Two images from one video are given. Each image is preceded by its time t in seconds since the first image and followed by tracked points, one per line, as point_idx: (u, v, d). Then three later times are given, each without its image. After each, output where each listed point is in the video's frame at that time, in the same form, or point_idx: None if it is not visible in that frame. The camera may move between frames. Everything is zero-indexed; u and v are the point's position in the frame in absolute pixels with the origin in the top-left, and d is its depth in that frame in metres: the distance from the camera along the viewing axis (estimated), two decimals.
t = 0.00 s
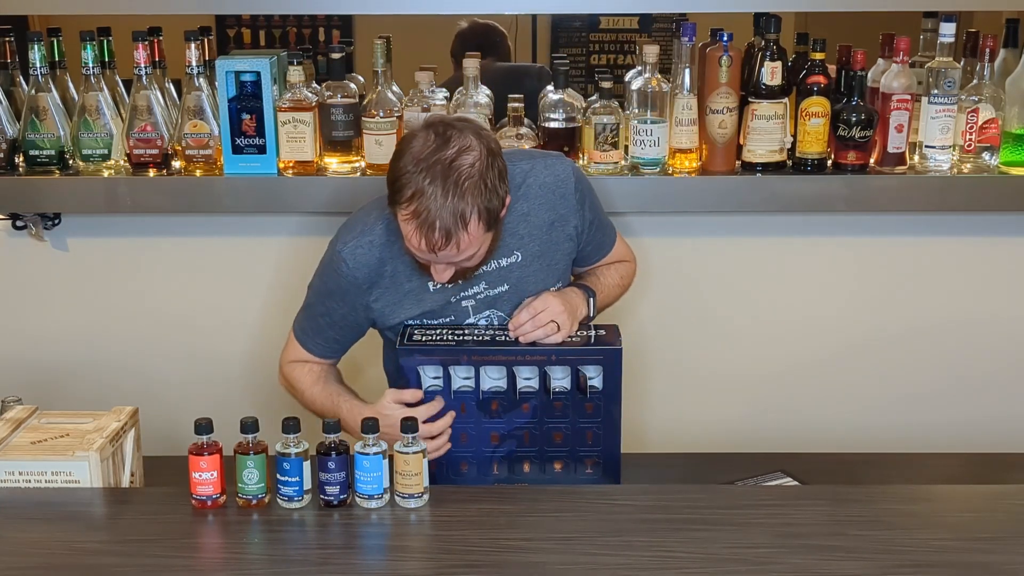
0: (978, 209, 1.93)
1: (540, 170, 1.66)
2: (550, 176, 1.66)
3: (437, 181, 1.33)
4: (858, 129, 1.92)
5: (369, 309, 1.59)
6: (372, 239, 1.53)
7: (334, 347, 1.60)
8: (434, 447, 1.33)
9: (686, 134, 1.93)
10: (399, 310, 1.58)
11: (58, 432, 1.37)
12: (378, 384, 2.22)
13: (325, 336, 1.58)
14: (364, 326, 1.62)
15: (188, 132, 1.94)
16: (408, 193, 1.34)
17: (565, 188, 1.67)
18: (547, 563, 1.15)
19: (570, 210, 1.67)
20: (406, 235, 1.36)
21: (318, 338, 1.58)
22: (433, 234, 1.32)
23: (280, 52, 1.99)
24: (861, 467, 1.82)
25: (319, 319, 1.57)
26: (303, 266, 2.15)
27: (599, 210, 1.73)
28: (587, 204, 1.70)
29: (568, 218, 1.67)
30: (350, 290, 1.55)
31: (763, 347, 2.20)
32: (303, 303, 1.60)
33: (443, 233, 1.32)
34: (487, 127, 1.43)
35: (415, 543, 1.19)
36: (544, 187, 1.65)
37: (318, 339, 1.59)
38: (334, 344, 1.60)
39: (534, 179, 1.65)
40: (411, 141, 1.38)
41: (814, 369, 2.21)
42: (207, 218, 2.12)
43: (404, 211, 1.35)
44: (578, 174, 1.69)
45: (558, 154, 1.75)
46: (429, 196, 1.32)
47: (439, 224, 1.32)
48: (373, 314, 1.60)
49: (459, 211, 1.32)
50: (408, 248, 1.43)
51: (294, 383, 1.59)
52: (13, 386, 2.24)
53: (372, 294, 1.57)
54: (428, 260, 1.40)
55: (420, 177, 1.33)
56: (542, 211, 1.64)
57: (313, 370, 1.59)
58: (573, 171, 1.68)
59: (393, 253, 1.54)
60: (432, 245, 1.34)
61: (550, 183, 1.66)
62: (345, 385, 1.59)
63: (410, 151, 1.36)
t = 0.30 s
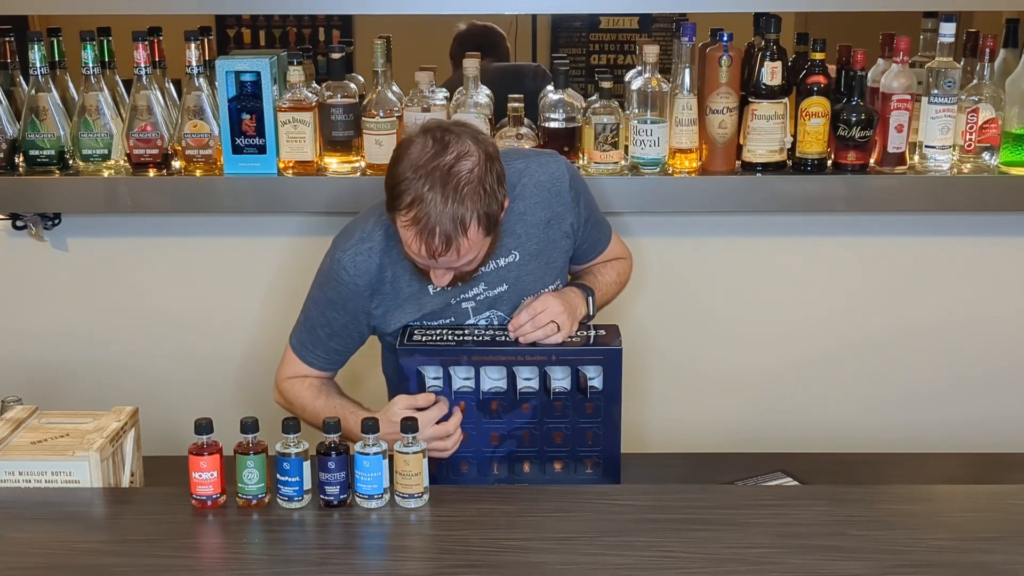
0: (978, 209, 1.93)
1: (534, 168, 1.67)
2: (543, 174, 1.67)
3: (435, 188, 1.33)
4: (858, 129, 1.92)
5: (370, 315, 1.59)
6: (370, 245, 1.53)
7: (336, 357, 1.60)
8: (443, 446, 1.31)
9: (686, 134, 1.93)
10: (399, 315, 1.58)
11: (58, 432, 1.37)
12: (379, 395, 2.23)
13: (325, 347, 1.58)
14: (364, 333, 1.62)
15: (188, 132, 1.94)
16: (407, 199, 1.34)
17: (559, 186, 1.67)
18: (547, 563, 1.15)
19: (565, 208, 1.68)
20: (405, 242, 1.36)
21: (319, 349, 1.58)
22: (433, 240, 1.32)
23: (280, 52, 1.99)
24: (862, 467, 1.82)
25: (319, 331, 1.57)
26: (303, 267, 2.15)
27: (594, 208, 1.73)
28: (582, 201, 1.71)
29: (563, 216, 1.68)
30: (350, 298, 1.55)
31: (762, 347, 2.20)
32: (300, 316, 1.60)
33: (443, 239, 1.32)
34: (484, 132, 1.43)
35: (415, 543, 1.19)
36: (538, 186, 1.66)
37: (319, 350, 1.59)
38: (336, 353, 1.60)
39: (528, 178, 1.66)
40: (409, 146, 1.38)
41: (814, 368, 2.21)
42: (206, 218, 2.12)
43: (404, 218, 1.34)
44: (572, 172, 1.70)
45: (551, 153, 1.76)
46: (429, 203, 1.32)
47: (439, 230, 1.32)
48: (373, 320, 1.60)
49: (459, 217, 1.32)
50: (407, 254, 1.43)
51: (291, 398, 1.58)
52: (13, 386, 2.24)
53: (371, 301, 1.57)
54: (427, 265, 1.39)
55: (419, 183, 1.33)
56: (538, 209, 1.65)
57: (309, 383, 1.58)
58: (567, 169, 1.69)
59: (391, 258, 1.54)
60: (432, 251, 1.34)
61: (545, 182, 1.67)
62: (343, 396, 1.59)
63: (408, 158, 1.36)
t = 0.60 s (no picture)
0: (978, 209, 1.93)
1: (531, 167, 1.67)
2: (541, 174, 1.67)
3: (433, 188, 1.33)
4: (858, 129, 1.92)
5: (369, 316, 1.59)
6: (368, 245, 1.53)
7: (336, 359, 1.60)
8: (448, 443, 1.31)
9: (686, 134, 1.93)
10: (398, 315, 1.58)
11: (58, 432, 1.37)
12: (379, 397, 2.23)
13: (325, 348, 1.58)
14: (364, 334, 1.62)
15: (188, 132, 1.94)
16: (405, 200, 1.34)
17: (557, 185, 1.68)
18: (547, 563, 1.15)
19: (563, 207, 1.68)
20: (403, 242, 1.36)
21: (319, 350, 1.58)
22: (431, 240, 1.32)
23: (280, 52, 1.99)
24: (862, 467, 1.82)
25: (318, 332, 1.57)
26: (303, 267, 2.15)
27: (592, 207, 1.74)
28: (580, 200, 1.71)
29: (561, 215, 1.68)
30: (349, 299, 1.55)
31: (762, 347, 2.20)
32: (299, 319, 1.60)
33: (440, 239, 1.32)
34: (480, 131, 1.43)
35: (415, 543, 1.19)
36: (536, 185, 1.66)
37: (319, 352, 1.58)
38: (336, 355, 1.60)
39: (526, 177, 1.66)
40: (406, 147, 1.38)
41: (814, 368, 2.21)
42: (206, 217, 2.11)
43: (402, 219, 1.34)
44: (570, 171, 1.70)
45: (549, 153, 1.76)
46: (426, 203, 1.32)
47: (437, 230, 1.32)
48: (372, 321, 1.60)
49: (456, 217, 1.32)
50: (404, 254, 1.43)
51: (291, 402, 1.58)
52: (13, 386, 2.24)
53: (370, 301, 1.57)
54: (425, 266, 1.39)
55: (416, 184, 1.33)
56: (536, 209, 1.65)
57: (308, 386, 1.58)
58: (565, 168, 1.70)
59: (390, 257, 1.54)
60: (430, 252, 1.33)
61: (543, 181, 1.67)
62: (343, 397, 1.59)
63: (405, 159, 1.36)
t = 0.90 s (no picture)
0: (978, 209, 1.93)
1: (530, 167, 1.67)
2: (540, 173, 1.67)
3: (433, 187, 1.33)
4: (858, 129, 1.92)
5: (368, 314, 1.59)
6: (367, 244, 1.53)
7: (334, 357, 1.60)
8: (442, 447, 1.32)
9: (686, 134, 1.93)
10: (398, 315, 1.58)
11: (58, 432, 1.37)
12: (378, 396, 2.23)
13: (324, 347, 1.58)
14: (363, 332, 1.62)
15: (188, 132, 1.94)
16: (405, 199, 1.34)
17: (557, 185, 1.68)
18: (547, 563, 1.15)
19: (562, 206, 1.68)
20: (403, 241, 1.36)
21: (317, 348, 1.58)
22: (431, 239, 1.32)
23: (280, 52, 1.99)
24: (862, 467, 1.82)
25: (317, 331, 1.57)
26: (303, 267, 2.16)
27: (591, 207, 1.74)
28: (579, 199, 1.71)
29: (561, 214, 1.68)
30: (348, 298, 1.55)
31: (762, 347, 2.20)
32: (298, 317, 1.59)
33: (440, 238, 1.32)
34: (480, 131, 1.43)
35: (415, 543, 1.19)
36: (535, 184, 1.66)
37: (318, 351, 1.58)
38: (335, 353, 1.60)
39: (525, 176, 1.66)
40: (407, 146, 1.38)
41: (813, 368, 2.21)
42: (206, 217, 2.11)
43: (402, 217, 1.34)
44: (569, 170, 1.70)
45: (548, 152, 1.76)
46: (427, 202, 1.32)
47: (437, 230, 1.32)
48: (371, 320, 1.60)
49: (456, 216, 1.32)
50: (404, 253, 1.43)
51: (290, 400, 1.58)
52: (13, 386, 2.24)
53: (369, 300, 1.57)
54: (425, 265, 1.39)
55: (416, 183, 1.33)
56: (535, 208, 1.65)
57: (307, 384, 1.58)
58: (564, 168, 1.69)
59: (389, 257, 1.54)
60: (430, 251, 1.34)
61: (542, 180, 1.67)
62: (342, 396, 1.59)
63: (406, 157, 1.36)
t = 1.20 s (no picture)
0: (978, 208, 1.93)
1: (533, 168, 1.67)
2: (542, 174, 1.67)
3: (439, 187, 1.32)
4: (858, 129, 1.92)
5: (368, 311, 1.59)
6: (367, 241, 1.53)
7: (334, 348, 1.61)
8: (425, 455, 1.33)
9: (686, 134, 1.93)
10: (398, 314, 1.58)
11: (58, 432, 1.37)
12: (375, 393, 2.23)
13: (324, 338, 1.59)
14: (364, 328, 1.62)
15: (188, 132, 1.94)
16: (410, 200, 1.34)
17: (558, 186, 1.68)
18: (547, 563, 1.15)
19: (564, 207, 1.68)
20: (408, 241, 1.36)
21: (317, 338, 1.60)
22: (437, 240, 1.32)
23: (280, 52, 1.99)
24: (862, 467, 1.82)
25: (317, 320, 1.58)
26: (302, 267, 2.15)
27: (592, 208, 1.74)
28: (581, 200, 1.71)
29: (562, 215, 1.68)
30: (348, 293, 1.55)
31: (762, 347, 2.20)
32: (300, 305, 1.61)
33: (446, 239, 1.32)
34: (485, 131, 1.43)
35: (415, 543, 1.19)
36: (537, 185, 1.66)
37: (317, 340, 1.60)
38: (335, 344, 1.61)
39: (527, 177, 1.66)
40: (412, 147, 1.38)
41: (813, 368, 2.21)
42: (205, 217, 2.11)
43: (407, 218, 1.34)
44: (571, 172, 1.70)
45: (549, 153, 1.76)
46: (432, 202, 1.32)
47: (442, 230, 1.32)
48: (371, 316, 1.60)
49: (461, 217, 1.32)
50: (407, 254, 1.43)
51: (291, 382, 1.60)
52: (13, 385, 2.24)
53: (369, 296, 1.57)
54: (429, 265, 1.39)
55: (421, 184, 1.33)
56: (536, 209, 1.65)
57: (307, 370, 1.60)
58: (566, 169, 1.69)
59: (389, 255, 1.54)
60: (435, 251, 1.33)
61: (544, 181, 1.67)
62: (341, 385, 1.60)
63: (411, 158, 1.36)
